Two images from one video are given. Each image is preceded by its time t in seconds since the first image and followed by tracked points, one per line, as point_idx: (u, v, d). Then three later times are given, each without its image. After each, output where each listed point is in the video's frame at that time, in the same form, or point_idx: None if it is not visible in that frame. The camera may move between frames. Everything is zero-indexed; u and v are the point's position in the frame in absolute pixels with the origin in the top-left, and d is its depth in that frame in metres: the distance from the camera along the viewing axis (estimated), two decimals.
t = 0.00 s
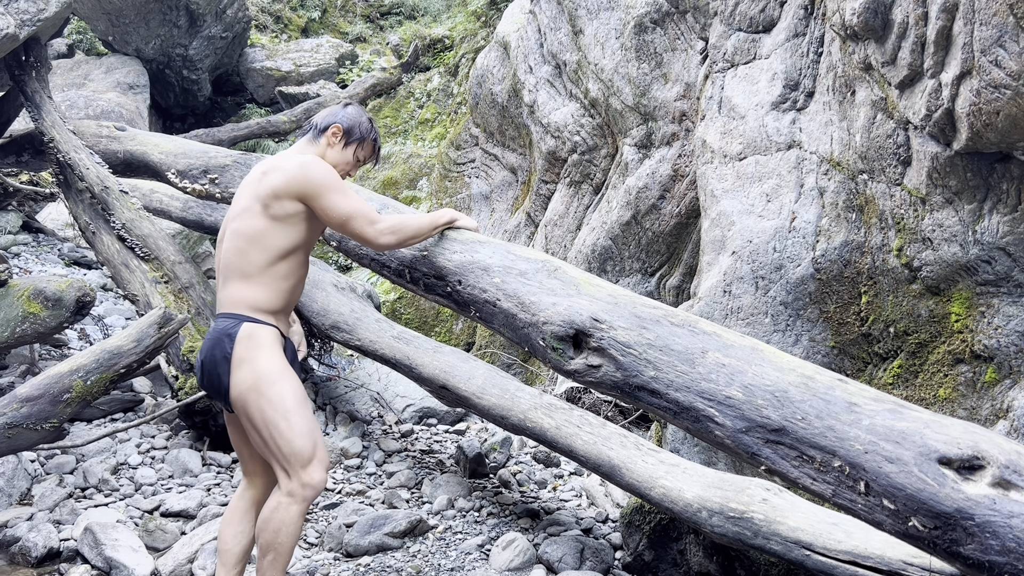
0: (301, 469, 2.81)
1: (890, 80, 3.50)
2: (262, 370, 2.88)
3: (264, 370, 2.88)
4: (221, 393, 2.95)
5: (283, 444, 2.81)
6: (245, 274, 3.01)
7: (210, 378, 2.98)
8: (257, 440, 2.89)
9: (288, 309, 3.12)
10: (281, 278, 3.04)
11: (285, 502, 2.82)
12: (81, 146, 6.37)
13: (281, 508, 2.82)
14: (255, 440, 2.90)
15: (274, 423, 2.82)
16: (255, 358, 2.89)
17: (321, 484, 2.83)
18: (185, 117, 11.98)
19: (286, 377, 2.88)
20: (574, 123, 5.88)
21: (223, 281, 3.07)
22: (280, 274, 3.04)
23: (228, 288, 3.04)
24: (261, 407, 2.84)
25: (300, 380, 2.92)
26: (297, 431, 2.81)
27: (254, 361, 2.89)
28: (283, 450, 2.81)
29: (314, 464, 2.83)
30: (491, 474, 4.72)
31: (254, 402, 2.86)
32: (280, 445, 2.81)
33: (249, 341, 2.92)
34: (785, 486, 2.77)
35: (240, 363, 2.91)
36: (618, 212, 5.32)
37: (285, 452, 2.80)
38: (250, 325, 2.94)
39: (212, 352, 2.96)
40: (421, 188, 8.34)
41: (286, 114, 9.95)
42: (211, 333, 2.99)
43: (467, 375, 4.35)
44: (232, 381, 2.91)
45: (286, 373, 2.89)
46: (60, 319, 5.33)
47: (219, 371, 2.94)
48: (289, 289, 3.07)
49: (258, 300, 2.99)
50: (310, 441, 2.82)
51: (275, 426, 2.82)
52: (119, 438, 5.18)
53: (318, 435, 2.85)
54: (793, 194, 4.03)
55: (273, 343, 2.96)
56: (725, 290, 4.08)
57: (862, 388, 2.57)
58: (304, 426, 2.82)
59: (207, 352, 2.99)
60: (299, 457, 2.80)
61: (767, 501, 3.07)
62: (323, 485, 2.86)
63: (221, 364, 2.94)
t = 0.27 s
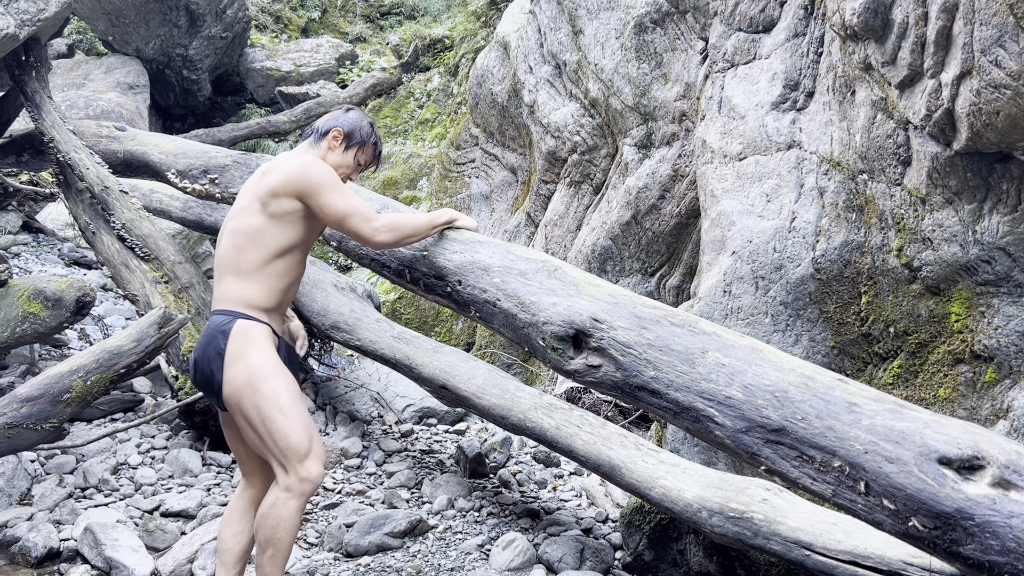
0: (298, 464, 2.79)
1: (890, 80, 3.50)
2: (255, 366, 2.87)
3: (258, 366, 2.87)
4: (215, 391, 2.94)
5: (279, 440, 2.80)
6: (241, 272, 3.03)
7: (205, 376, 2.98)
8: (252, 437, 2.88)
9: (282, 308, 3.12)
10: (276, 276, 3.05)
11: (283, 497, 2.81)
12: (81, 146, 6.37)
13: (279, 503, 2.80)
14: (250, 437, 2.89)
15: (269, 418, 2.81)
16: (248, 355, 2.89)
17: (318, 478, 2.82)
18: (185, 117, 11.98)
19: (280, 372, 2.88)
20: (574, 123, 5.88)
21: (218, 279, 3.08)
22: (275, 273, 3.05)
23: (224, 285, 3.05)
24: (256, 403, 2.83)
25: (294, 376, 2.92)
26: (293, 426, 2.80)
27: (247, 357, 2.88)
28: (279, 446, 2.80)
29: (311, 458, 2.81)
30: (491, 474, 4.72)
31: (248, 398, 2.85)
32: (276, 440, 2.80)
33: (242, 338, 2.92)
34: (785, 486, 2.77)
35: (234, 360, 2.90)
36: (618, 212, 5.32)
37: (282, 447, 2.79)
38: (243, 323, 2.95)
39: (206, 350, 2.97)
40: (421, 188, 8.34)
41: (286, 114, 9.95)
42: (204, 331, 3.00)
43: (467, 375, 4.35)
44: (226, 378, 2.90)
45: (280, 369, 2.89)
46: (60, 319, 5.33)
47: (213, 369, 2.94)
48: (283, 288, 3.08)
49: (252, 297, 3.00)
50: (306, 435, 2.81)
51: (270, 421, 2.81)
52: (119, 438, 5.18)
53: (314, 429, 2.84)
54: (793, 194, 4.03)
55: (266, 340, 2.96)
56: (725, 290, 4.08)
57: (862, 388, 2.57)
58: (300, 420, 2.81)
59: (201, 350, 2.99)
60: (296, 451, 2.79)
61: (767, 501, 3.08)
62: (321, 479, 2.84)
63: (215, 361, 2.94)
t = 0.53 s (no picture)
0: (308, 463, 2.75)
1: (890, 80, 3.50)
2: (260, 367, 2.84)
3: (262, 368, 2.84)
4: (218, 394, 2.91)
5: (288, 440, 2.77)
6: (240, 275, 3.01)
7: (207, 379, 2.94)
8: (258, 439, 2.84)
9: (281, 311, 3.11)
10: (275, 279, 3.04)
11: (291, 498, 2.77)
12: (81, 146, 6.37)
13: (288, 504, 2.75)
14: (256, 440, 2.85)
15: (277, 419, 2.77)
16: (252, 357, 2.86)
17: (330, 476, 2.80)
18: (184, 117, 11.98)
19: (286, 373, 2.85)
20: (574, 123, 5.88)
21: (217, 282, 3.06)
22: (275, 276, 3.04)
23: (223, 288, 3.02)
24: (262, 405, 2.80)
25: (299, 376, 2.89)
26: (302, 426, 2.76)
27: (251, 359, 2.85)
28: (288, 446, 2.77)
29: (322, 456, 2.79)
30: (491, 474, 4.72)
31: (253, 400, 2.81)
32: (285, 440, 2.77)
33: (245, 340, 2.89)
34: (785, 486, 2.77)
35: (237, 362, 2.87)
36: (618, 212, 5.32)
37: (291, 448, 2.76)
38: (246, 325, 2.92)
39: (208, 353, 2.93)
40: (421, 188, 8.34)
41: (286, 114, 9.95)
42: (205, 334, 2.96)
43: (467, 375, 4.35)
44: (229, 381, 2.87)
45: (286, 369, 2.86)
46: (60, 319, 5.33)
47: (215, 372, 2.91)
48: (283, 291, 3.07)
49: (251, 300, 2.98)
50: (315, 434, 2.77)
51: (278, 422, 2.78)
52: (119, 438, 5.18)
53: (322, 428, 2.81)
54: (793, 194, 4.03)
55: (268, 341, 2.93)
56: (725, 290, 4.08)
57: (862, 388, 2.57)
58: (308, 420, 2.78)
59: (202, 353, 2.96)
60: (305, 451, 2.75)
61: (767, 501, 3.08)
62: (330, 478, 2.81)
63: (217, 364, 2.90)
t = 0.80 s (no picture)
0: (320, 473, 2.82)
1: (890, 80, 3.50)
2: (276, 375, 2.81)
3: (279, 375, 2.81)
4: (229, 401, 2.84)
5: (301, 450, 2.80)
6: (244, 280, 2.92)
7: (216, 386, 2.86)
8: (268, 446, 2.83)
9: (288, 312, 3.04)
10: (282, 283, 2.96)
11: (300, 507, 2.81)
12: (81, 146, 6.37)
13: (297, 514, 2.79)
14: (265, 446, 2.84)
15: (293, 428, 2.79)
16: (268, 363, 2.82)
17: (339, 484, 2.88)
18: (184, 117, 11.98)
19: (304, 380, 2.86)
20: (574, 123, 5.88)
21: (221, 287, 2.97)
22: (281, 280, 2.96)
23: (228, 294, 2.94)
24: (278, 413, 2.79)
25: (313, 383, 2.89)
26: (315, 436, 2.80)
27: (267, 367, 2.81)
28: (303, 455, 2.80)
29: (332, 465, 2.86)
30: (491, 474, 4.72)
31: (268, 408, 2.79)
32: (299, 449, 2.80)
33: (260, 345, 2.84)
34: (785, 486, 2.77)
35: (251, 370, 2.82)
36: (618, 212, 5.32)
37: (304, 457, 2.80)
38: (258, 330, 2.86)
39: (218, 359, 2.84)
40: (421, 188, 8.34)
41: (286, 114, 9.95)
42: (214, 340, 2.87)
43: (467, 375, 4.35)
44: (242, 389, 2.82)
45: (302, 377, 2.85)
46: (60, 319, 5.33)
47: (226, 379, 2.83)
48: (290, 293, 3.00)
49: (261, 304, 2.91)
50: (327, 444, 2.83)
51: (293, 431, 2.79)
52: (119, 438, 5.18)
53: (333, 439, 2.86)
54: (793, 194, 4.03)
55: (282, 346, 2.90)
56: (725, 290, 4.08)
57: (862, 388, 2.57)
58: (324, 430, 2.82)
59: (212, 358, 2.86)
60: (316, 461, 2.81)
61: (767, 501, 3.08)
62: (337, 488, 2.88)
63: (228, 371, 2.82)
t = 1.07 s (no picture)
0: (327, 477, 2.83)
1: (890, 80, 3.50)
2: (292, 376, 2.81)
3: (295, 377, 2.81)
4: (244, 399, 2.84)
5: (311, 453, 2.80)
6: (256, 277, 2.89)
7: (231, 383, 2.86)
8: (277, 447, 2.83)
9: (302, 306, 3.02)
10: (295, 279, 2.94)
11: (306, 511, 2.81)
12: (81, 146, 6.37)
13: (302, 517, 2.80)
14: (275, 446, 2.84)
15: (304, 431, 2.79)
16: (284, 364, 2.82)
17: (342, 491, 2.89)
18: (184, 117, 11.98)
19: (320, 382, 2.86)
20: (574, 123, 5.88)
21: (233, 285, 2.95)
22: (293, 276, 2.93)
23: (241, 292, 2.92)
24: (291, 415, 2.79)
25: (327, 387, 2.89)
26: (326, 440, 2.81)
27: (283, 367, 2.81)
28: (313, 458, 2.80)
29: (338, 471, 2.87)
30: (491, 474, 4.72)
31: (282, 409, 2.79)
32: (309, 452, 2.80)
33: (278, 344, 2.83)
34: (785, 486, 2.77)
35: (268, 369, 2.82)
36: (618, 212, 5.32)
37: (313, 460, 2.80)
38: (274, 329, 2.85)
39: (235, 356, 2.84)
40: (420, 188, 8.34)
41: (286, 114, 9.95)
42: (231, 337, 2.86)
43: (467, 375, 4.35)
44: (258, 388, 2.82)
45: (317, 380, 2.85)
46: (60, 319, 5.33)
47: (242, 377, 2.83)
48: (304, 288, 2.98)
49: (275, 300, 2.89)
50: (336, 449, 2.84)
51: (304, 433, 2.80)
52: (119, 438, 5.18)
53: (343, 444, 2.86)
54: (793, 194, 4.03)
55: (301, 346, 2.89)
56: (725, 290, 4.08)
57: (862, 388, 2.57)
58: (336, 434, 2.83)
59: (229, 354, 2.85)
60: (325, 465, 2.81)
61: (767, 501, 3.08)
62: (342, 493, 2.89)
63: (246, 369, 2.82)
